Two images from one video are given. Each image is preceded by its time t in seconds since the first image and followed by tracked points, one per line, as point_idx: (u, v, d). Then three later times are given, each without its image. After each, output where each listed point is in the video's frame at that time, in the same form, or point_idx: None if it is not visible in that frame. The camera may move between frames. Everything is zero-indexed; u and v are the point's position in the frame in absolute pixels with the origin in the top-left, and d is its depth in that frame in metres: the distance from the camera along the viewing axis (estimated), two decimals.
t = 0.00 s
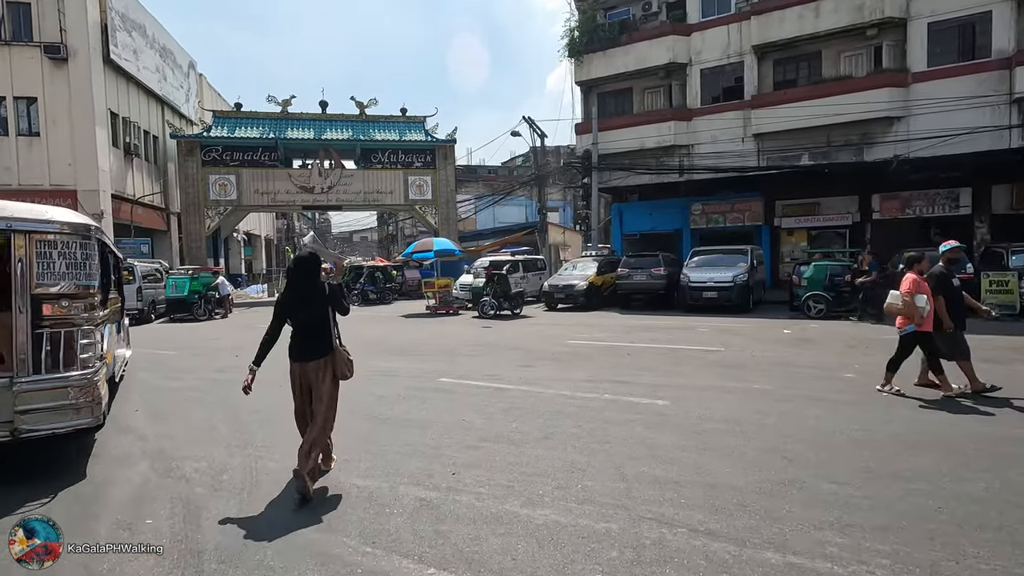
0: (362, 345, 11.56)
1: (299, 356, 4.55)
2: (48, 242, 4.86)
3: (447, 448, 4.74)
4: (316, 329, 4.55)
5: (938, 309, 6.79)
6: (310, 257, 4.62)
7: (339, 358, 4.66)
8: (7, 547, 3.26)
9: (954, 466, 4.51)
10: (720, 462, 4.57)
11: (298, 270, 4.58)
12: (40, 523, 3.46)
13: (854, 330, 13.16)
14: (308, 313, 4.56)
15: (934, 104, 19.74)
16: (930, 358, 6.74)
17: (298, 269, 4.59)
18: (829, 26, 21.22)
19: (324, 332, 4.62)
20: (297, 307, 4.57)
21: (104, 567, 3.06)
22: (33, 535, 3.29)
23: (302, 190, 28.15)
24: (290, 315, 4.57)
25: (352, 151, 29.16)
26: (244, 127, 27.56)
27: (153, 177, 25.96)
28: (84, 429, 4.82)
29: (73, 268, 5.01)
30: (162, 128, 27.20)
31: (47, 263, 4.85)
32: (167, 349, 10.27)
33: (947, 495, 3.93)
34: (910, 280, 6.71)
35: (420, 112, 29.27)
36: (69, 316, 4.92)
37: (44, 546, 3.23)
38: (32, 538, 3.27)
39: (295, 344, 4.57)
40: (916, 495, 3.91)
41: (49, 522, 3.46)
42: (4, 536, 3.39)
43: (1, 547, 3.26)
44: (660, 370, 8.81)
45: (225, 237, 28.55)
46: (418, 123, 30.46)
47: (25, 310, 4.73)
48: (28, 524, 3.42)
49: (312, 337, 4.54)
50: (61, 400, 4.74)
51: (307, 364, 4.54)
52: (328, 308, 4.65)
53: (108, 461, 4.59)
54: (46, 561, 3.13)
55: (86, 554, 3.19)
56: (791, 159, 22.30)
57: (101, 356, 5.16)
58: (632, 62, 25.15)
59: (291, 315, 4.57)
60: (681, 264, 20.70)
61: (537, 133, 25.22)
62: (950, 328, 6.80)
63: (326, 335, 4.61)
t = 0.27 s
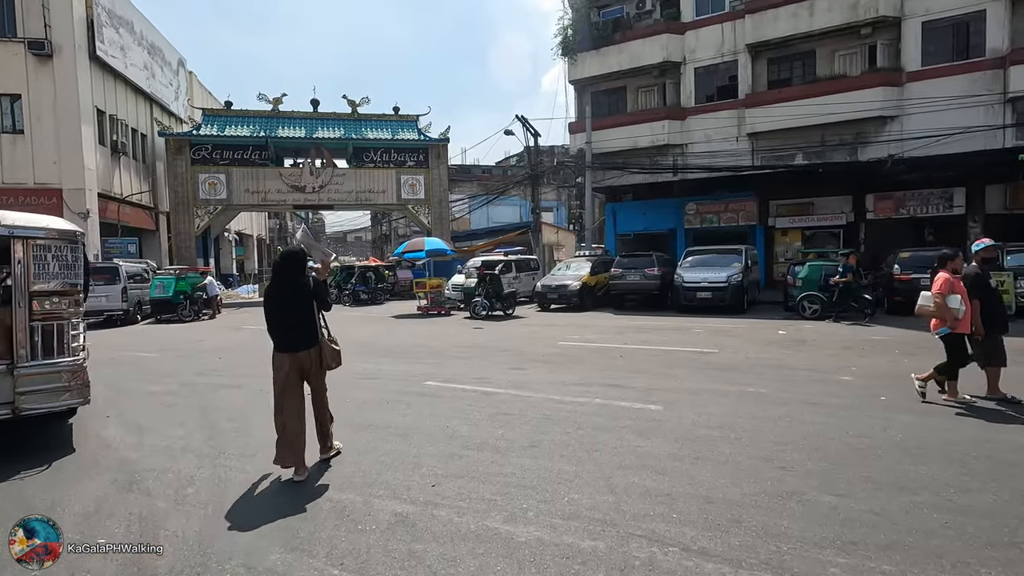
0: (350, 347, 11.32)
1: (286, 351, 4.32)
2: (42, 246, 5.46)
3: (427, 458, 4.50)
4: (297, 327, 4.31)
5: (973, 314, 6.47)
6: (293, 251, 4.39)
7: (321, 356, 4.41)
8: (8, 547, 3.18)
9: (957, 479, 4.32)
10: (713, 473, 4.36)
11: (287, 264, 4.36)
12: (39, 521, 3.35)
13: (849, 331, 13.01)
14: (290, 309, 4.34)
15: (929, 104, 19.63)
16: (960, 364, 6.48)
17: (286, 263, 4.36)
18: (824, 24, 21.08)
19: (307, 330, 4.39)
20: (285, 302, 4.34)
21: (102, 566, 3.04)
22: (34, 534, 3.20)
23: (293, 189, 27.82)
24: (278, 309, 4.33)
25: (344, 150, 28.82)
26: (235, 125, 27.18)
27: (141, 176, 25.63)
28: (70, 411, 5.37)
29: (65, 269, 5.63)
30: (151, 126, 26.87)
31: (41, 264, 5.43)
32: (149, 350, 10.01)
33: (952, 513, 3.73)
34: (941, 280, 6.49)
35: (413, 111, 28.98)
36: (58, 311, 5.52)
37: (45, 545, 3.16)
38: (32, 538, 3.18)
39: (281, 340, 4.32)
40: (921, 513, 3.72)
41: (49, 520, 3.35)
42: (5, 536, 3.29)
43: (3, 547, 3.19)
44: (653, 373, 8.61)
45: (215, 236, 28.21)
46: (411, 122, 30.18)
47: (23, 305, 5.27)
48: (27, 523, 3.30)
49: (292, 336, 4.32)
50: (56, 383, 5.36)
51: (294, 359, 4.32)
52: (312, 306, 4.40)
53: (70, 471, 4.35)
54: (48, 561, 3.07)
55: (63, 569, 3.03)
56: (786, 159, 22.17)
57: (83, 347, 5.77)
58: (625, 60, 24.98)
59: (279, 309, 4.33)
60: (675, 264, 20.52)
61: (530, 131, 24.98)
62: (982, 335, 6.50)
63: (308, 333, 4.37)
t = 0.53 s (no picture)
0: (335, 348, 11.07)
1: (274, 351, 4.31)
2: (22, 247, 5.82)
3: (404, 466, 4.26)
4: (285, 329, 4.30)
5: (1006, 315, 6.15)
6: (281, 253, 4.37)
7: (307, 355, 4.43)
8: (8, 547, 3.12)
9: (957, 490, 4.13)
10: (703, 482, 4.16)
11: (275, 265, 4.34)
12: (40, 520, 3.27)
13: (842, 332, 12.84)
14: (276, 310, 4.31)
15: (921, 103, 19.55)
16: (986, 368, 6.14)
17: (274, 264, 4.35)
18: (816, 23, 20.96)
19: (294, 330, 4.39)
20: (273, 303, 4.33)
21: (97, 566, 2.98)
22: (33, 534, 3.14)
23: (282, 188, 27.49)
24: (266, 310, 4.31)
25: (333, 148, 28.46)
26: (223, 123, 26.81)
27: (127, 174, 25.27)
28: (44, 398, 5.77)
29: (42, 269, 6.00)
30: (137, 124, 26.50)
31: (21, 264, 5.81)
32: (128, 351, 9.76)
33: (953, 526, 3.56)
34: (974, 279, 6.12)
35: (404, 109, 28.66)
36: (33, 307, 5.88)
37: (45, 546, 3.09)
38: (32, 537, 3.12)
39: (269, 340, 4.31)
40: (922, 526, 3.55)
41: (49, 521, 3.29)
42: (4, 536, 3.23)
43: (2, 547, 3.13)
44: (643, 375, 8.40)
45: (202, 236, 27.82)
46: (402, 120, 29.87)
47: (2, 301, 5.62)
48: (28, 522, 3.23)
49: (280, 336, 4.30)
50: (33, 371, 5.74)
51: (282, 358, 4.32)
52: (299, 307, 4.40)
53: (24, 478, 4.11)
54: (47, 561, 3.01)
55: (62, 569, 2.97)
56: (778, 158, 22.05)
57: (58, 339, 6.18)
58: (617, 59, 24.81)
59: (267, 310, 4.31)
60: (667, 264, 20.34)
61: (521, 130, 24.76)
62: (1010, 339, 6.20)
63: (295, 333, 4.37)
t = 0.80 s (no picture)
0: (316, 351, 10.84)
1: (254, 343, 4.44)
2: None
3: (380, 477, 4.05)
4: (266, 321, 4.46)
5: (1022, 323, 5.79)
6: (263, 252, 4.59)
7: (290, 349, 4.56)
8: (7, 547, 3.05)
9: (951, 501, 4.00)
10: (692, 493, 3.99)
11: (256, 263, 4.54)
12: (41, 519, 3.17)
13: (830, 333, 12.77)
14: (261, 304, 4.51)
15: (906, 105, 19.58)
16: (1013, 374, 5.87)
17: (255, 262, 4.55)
18: (803, 24, 20.94)
19: (276, 324, 4.52)
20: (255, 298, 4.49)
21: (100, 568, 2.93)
22: (33, 535, 3.05)
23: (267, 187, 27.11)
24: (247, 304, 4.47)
25: (319, 147, 28.13)
26: (205, 121, 26.41)
27: (107, 173, 24.82)
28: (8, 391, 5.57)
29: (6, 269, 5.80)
30: (117, 122, 26.05)
31: None
32: (101, 355, 9.48)
33: (951, 541, 3.42)
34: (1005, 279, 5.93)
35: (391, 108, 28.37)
36: None
37: (45, 546, 3.02)
38: (32, 537, 3.04)
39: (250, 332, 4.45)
40: (920, 541, 3.42)
41: (49, 521, 3.20)
42: (3, 537, 3.14)
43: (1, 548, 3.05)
44: (631, 378, 8.24)
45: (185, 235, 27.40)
46: (388, 119, 29.59)
47: None
48: (29, 522, 3.13)
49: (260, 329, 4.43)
50: None
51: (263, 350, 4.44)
52: (282, 304, 4.61)
53: None
54: (48, 562, 2.94)
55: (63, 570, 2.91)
56: (765, 159, 22.02)
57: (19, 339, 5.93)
58: (605, 59, 24.71)
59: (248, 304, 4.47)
60: (655, 265, 20.24)
61: (508, 130, 24.57)
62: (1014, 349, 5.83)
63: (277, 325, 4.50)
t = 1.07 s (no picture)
0: (301, 353, 10.65)
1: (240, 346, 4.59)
2: None
3: (360, 486, 3.90)
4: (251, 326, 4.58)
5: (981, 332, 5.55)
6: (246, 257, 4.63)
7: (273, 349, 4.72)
8: (7, 547, 3.07)
9: (947, 509, 3.91)
10: (682, 501, 3.88)
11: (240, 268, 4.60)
12: (41, 520, 3.21)
13: (819, 334, 12.74)
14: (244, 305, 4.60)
15: (892, 106, 19.64)
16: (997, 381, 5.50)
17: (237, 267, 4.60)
18: (791, 26, 20.95)
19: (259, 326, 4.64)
20: (238, 303, 4.57)
21: (101, 568, 2.92)
22: (33, 534, 3.08)
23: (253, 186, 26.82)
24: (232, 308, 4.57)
25: (306, 146, 27.85)
26: (190, 119, 26.09)
27: (89, 171, 24.44)
28: None
29: None
30: (99, 120, 25.66)
31: None
32: (78, 357, 9.25)
33: (949, 550, 3.33)
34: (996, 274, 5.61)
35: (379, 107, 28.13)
36: None
37: (45, 546, 3.04)
38: (32, 537, 3.07)
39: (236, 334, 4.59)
40: (917, 550, 3.32)
41: (49, 521, 3.22)
42: (3, 536, 3.17)
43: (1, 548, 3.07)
44: (621, 380, 8.14)
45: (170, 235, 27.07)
46: (376, 118, 29.35)
47: None
48: (29, 522, 3.16)
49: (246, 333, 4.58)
50: None
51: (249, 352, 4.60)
52: (265, 305, 4.72)
53: None
54: (48, 561, 2.95)
55: (62, 569, 2.91)
56: (754, 160, 22.03)
57: None
58: (595, 58, 24.61)
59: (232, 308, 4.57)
60: (644, 265, 20.18)
61: (498, 129, 24.44)
62: (972, 360, 5.44)
63: (261, 328, 4.63)
